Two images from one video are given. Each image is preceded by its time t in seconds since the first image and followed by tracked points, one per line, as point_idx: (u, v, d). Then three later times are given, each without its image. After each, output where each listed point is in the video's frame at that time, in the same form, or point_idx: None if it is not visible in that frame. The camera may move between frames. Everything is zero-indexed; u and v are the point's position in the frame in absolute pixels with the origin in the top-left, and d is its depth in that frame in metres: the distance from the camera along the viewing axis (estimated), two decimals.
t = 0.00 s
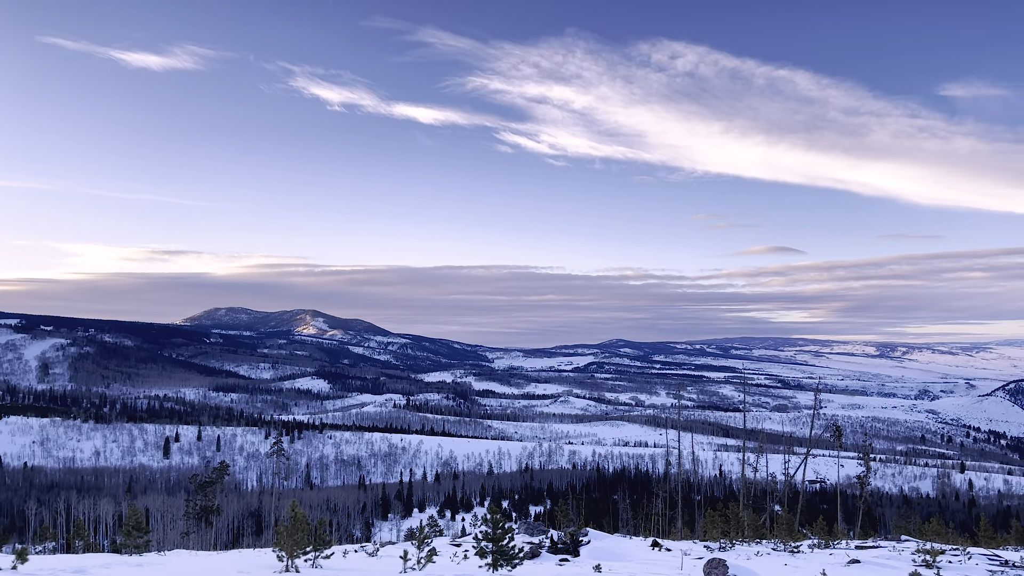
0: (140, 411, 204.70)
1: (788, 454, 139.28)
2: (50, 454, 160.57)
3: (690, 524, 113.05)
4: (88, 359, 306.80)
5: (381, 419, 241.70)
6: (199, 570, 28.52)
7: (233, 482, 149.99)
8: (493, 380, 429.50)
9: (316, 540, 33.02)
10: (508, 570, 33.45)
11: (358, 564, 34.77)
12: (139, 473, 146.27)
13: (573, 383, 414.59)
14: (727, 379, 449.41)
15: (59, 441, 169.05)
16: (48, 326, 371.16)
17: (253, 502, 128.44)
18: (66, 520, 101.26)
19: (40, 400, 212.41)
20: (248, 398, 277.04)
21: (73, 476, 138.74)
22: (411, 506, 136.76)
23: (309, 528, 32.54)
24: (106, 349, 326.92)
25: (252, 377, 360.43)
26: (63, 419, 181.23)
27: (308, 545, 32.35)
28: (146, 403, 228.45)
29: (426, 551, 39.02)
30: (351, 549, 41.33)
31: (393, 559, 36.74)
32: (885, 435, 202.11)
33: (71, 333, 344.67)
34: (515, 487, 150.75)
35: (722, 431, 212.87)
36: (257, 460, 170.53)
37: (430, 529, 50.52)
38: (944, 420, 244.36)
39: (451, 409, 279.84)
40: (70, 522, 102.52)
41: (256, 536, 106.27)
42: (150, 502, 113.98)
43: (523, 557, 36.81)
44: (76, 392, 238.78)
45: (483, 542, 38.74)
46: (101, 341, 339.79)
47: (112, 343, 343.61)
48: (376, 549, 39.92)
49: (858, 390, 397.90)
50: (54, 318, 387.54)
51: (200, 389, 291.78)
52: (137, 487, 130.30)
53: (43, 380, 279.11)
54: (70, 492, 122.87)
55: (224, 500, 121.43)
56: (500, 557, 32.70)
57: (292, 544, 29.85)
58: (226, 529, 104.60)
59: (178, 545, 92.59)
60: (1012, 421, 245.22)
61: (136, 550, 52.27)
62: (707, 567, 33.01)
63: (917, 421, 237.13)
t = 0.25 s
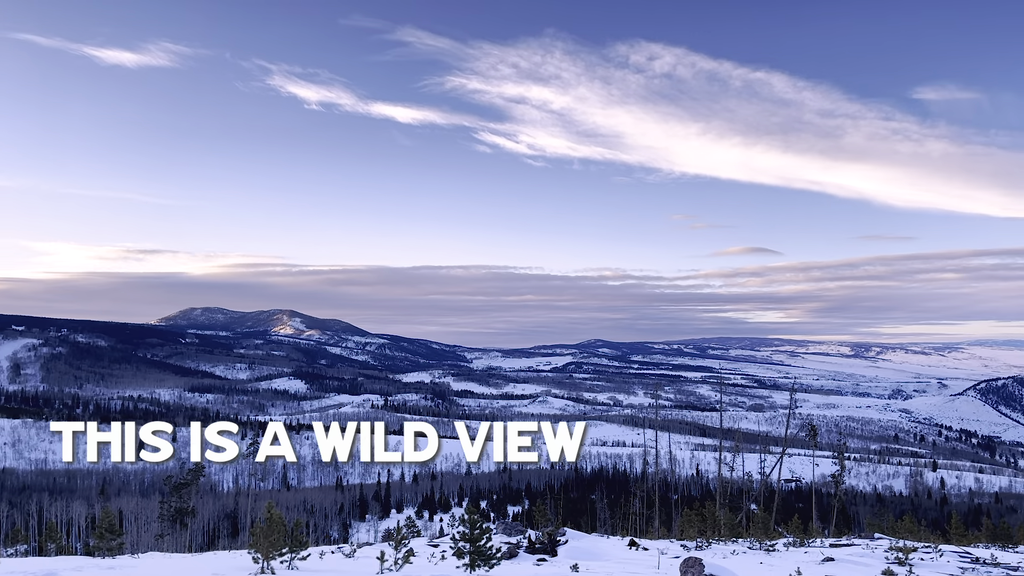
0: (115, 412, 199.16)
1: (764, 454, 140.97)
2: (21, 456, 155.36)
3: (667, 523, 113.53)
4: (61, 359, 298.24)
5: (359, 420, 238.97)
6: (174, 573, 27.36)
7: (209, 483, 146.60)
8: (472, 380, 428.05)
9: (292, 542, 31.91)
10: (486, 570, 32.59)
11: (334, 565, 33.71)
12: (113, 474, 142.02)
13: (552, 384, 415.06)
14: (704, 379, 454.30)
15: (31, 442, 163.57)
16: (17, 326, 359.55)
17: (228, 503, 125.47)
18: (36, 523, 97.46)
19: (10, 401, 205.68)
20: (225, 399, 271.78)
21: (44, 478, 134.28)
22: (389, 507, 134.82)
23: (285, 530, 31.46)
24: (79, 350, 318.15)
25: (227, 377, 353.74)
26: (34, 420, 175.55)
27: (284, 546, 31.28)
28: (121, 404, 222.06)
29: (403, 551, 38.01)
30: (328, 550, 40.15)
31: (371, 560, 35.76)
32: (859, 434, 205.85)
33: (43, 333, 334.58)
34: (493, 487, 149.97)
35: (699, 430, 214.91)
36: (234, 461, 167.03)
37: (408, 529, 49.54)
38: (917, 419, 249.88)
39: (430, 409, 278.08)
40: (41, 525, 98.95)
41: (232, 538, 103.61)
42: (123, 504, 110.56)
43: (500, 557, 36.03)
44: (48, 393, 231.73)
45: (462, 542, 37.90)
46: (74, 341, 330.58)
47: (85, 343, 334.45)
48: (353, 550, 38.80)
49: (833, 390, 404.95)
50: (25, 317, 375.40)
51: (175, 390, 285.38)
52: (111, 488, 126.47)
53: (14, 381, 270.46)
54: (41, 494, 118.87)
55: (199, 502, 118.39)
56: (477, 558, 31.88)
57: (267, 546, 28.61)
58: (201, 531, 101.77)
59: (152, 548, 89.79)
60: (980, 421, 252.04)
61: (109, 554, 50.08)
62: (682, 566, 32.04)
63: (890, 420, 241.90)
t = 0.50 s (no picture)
0: (90, 412, 193.93)
1: (743, 453, 142.79)
2: None
3: (646, 522, 113.79)
4: (36, 359, 290.28)
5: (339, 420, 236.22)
6: None
7: (186, 484, 143.23)
8: (452, 380, 426.32)
9: (271, 542, 30.98)
10: (465, 570, 32.13)
11: (313, 565, 32.88)
12: (89, 476, 138.00)
13: (532, 383, 415.12)
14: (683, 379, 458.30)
15: (5, 443, 158.50)
16: None
17: (207, 504, 122.62)
18: (11, 525, 94.19)
19: None
20: (202, 399, 266.61)
21: (17, 480, 129.97)
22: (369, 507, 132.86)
23: (263, 530, 30.49)
24: (54, 350, 310.02)
25: (205, 377, 347.07)
26: (8, 421, 170.14)
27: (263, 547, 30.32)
28: (97, 404, 216.15)
29: (383, 551, 37.27)
30: (306, 551, 39.12)
31: (350, 561, 34.94)
32: (836, 433, 209.25)
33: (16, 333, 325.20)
34: (474, 487, 149.18)
35: (678, 429, 216.73)
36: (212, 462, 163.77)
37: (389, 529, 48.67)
38: (893, 418, 254.84)
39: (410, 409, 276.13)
40: (15, 527, 95.78)
41: (209, 540, 101.12)
42: (99, 506, 107.44)
43: (480, 556, 35.37)
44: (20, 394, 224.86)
45: (442, 541, 37.32)
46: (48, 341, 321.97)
47: (59, 343, 325.77)
48: (331, 551, 37.82)
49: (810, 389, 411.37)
50: None
51: (152, 390, 279.23)
52: (87, 490, 122.82)
53: None
54: (14, 496, 115.13)
55: (176, 503, 115.62)
56: (457, 558, 31.34)
57: (244, 547, 27.47)
58: (178, 533, 99.19)
59: (128, 550, 87.36)
60: (954, 420, 258.22)
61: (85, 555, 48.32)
62: (662, 565, 31.45)
63: (866, 419, 246.44)
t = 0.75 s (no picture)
0: (59, 412, 187.54)
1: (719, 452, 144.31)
2: None
3: (621, 522, 113.77)
4: None
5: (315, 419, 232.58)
6: None
7: (158, 485, 139.39)
8: (428, 380, 423.45)
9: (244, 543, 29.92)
10: (440, 570, 31.38)
11: (287, 566, 31.80)
12: (57, 477, 133.31)
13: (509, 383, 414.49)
14: (659, 378, 462.31)
15: None
16: None
17: (179, 506, 119.37)
18: None
19: None
20: (175, 399, 260.10)
21: None
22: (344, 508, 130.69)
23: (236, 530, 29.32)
24: (19, 349, 299.70)
25: (178, 377, 338.70)
26: None
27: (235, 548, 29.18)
28: (66, 404, 208.86)
29: (358, 552, 36.33)
30: (280, 552, 37.97)
31: (325, 561, 33.89)
32: (809, 432, 212.87)
33: None
34: (450, 487, 148.04)
35: (653, 429, 218.48)
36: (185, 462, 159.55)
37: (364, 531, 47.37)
38: (864, 417, 260.30)
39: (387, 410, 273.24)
40: None
41: (182, 541, 98.06)
42: (68, 508, 103.77)
43: (455, 556, 34.64)
44: None
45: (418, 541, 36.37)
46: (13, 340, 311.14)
47: (25, 342, 315.10)
48: (306, 551, 36.75)
49: (783, 388, 418.59)
50: None
51: (123, 390, 271.40)
52: (55, 492, 118.59)
53: None
54: None
55: (147, 505, 112.23)
56: (431, 558, 30.62)
57: (218, 548, 26.17)
58: (149, 535, 96.00)
59: (99, 552, 84.22)
60: (924, 418, 264.90)
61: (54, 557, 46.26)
62: (636, 564, 30.74)
63: (838, 418, 251.29)
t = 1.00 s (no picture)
0: (29, 413, 181.69)
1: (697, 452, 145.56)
2: None
3: (598, 522, 113.32)
4: None
5: (292, 421, 228.98)
6: None
7: (133, 487, 135.91)
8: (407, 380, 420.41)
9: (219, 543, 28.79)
10: (418, 571, 30.55)
11: (262, 567, 30.71)
12: (28, 478, 129.10)
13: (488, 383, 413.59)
14: (637, 378, 465.09)
15: None
16: None
17: (154, 507, 116.29)
18: None
19: None
20: (150, 400, 254.07)
21: None
22: (322, 509, 128.60)
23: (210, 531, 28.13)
24: None
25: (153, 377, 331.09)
26: None
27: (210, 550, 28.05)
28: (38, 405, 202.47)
29: (334, 553, 35.33)
30: (256, 553, 36.78)
31: (302, 562, 32.83)
32: (786, 431, 215.88)
33: None
34: (428, 487, 146.77)
35: (632, 428, 219.65)
36: (160, 463, 155.77)
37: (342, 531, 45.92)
38: (839, 416, 264.77)
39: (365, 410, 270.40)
40: None
41: (158, 543, 95.31)
42: (39, 510, 100.40)
43: (433, 557, 33.88)
44: None
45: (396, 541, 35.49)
46: None
47: None
48: (282, 553, 35.61)
49: (759, 388, 424.56)
50: None
51: (97, 391, 264.14)
52: (26, 494, 114.79)
53: None
54: None
55: (121, 506, 109.13)
56: (408, 560, 29.61)
57: (193, 550, 25.10)
58: (124, 536, 93.14)
59: (73, 554, 81.19)
60: (898, 417, 270.54)
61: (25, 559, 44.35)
62: (615, 564, 30.30)
63: (814, 418, 255.45)
